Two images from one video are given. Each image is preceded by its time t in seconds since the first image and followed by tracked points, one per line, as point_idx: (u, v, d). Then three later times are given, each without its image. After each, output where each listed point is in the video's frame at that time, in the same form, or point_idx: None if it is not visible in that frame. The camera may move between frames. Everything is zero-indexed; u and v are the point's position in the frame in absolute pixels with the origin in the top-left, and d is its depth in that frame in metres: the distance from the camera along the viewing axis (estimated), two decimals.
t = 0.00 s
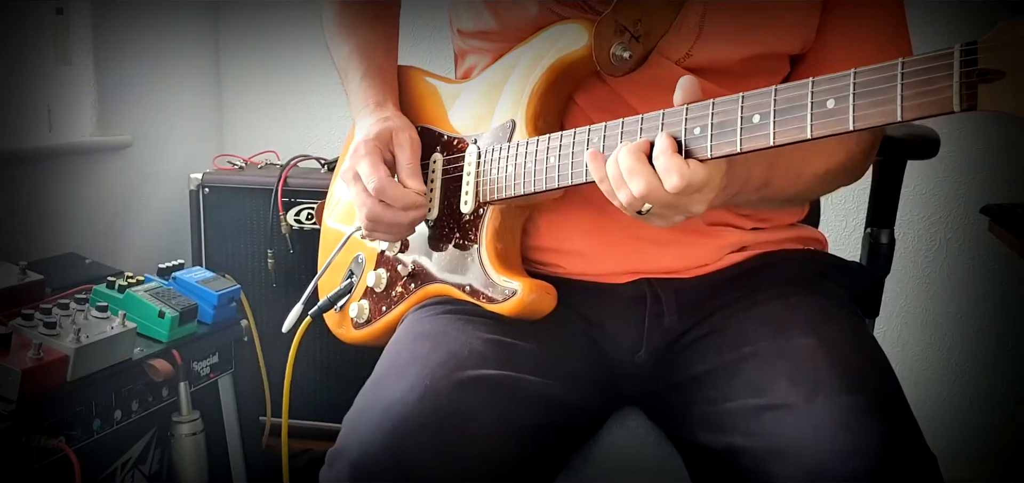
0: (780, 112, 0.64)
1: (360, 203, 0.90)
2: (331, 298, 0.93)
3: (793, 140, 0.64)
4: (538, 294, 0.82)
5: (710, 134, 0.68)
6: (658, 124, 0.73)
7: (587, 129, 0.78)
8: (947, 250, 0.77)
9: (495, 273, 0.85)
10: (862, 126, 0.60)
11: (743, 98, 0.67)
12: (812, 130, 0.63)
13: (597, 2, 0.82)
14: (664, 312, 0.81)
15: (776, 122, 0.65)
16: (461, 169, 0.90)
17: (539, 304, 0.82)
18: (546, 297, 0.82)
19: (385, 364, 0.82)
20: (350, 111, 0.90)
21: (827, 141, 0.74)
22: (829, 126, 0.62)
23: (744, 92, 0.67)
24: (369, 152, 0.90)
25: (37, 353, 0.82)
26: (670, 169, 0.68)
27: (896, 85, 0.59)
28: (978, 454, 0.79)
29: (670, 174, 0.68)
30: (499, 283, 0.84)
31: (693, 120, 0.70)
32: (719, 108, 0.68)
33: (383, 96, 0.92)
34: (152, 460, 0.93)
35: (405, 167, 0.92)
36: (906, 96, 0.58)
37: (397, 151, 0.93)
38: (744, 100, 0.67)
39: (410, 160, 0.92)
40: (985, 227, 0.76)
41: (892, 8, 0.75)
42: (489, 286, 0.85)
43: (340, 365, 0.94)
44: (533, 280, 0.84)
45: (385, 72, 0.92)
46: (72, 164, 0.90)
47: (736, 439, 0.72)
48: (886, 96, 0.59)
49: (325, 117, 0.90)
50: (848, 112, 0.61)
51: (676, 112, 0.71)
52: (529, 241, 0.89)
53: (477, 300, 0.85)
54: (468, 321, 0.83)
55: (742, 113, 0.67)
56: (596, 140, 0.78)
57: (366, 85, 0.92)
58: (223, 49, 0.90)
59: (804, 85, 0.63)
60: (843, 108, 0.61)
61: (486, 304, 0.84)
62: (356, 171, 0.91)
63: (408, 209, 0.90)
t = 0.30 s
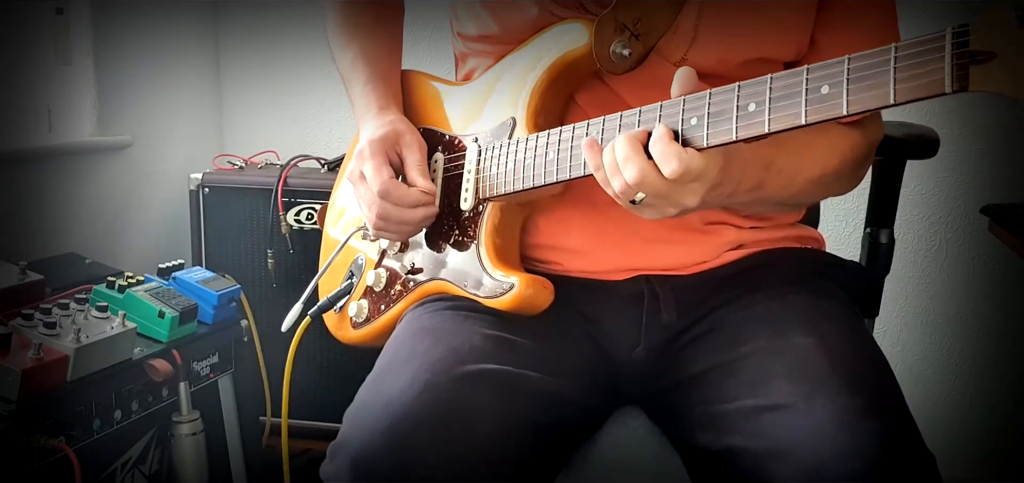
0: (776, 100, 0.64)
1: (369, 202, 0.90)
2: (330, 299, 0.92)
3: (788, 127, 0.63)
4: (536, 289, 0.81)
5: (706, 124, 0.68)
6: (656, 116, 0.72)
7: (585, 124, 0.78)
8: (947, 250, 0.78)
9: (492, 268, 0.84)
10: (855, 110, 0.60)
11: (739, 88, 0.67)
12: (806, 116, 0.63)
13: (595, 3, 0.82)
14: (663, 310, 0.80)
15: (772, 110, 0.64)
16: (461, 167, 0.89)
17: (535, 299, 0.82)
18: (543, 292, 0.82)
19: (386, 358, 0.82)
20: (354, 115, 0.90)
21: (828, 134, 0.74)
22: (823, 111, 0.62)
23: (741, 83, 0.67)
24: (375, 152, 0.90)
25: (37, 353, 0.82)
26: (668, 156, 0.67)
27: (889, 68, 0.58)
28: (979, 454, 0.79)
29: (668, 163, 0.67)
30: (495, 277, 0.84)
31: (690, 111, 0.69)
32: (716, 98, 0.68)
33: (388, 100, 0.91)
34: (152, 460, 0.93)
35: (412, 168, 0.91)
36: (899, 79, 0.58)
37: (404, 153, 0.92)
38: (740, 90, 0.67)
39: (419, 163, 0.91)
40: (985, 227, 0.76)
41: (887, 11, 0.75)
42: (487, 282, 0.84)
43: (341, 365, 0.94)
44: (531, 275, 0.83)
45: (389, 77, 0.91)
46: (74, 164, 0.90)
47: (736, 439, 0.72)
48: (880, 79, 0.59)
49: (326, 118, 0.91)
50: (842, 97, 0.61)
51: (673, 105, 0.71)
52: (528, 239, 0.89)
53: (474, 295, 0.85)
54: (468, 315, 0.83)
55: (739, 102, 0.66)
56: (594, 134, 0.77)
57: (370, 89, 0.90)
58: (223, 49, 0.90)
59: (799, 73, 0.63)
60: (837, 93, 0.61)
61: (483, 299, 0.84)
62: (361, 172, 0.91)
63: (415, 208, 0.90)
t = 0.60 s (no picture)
0: (780, 97, 0.64)
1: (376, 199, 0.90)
2: (330, 296, 0.92)
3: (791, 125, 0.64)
4: (536, 287, 0.81)
5: (711, 122, 0.68)
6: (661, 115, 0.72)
7: (589, 122, 0.78)
8: (948, 250, 0.77)
9: (493, 265, 0.84)
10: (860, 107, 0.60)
11: (744, 86, 0.66)
12: (810, 114, 0.63)
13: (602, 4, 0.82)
14: (662, 308, 0.80)
15: (777, 107, 0.64)
16: (466, 167, 0.89)
17: (536, 297, 0.81)
18: (544, 291, 0.82)
19: (387, 355, 0.82)
20: (360, 114, 0.90)
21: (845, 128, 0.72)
22: (829, 108, 0.62)
23: (746, 80, 0.67)
24: (384, 148, 0.91)
25: (37, 353, 0.82)
26: (705, 145, 0.65)
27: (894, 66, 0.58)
28: (979, 454, 0.79)
29: (704, 153, 0.65)
30: (492, 274, 0.84)
31: (695, 109, 0.69)
32: (720, 97, 0.68)
33: (395, 99, 0.92)
34: (152, 460, 0.94)
35: (418, 163, 0.91)
36: (903, 77, 0.58)
37: (411, 149, 0.92)
38: (745, 87, 0.67)
39: (424, 158, 0.92)
40: (985, 227, 0.76)
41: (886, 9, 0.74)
42: (485, 280, 0.84)
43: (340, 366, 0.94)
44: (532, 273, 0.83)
45: (394, 77, 0.92)
46: (74, 164, 0.90)
47: (736, 439, 0.73)
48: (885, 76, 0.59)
49: (326, 117, 0.91)
50: (847, 95, 0.61)
51: (678, 105, 0.72)
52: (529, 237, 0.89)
53: (475, 294, 0.84)
54: (467, 314, 0.83)
55: (743, 100, 0.66)
56: (599, 133, 0.77)
57: (377, 88, 0.91)
58: (223, 50, 0.90)
59: (804, 71, 0.63)
60: (841, 91, 0.61)
61: (483, 297, 0.84)
62: (371, 168, 0.90)
63: (424, 204, 0.89)
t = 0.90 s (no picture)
0: (803, 104, 0.65)
1: (381, 199, 0.89)
2: (327, 293, 0.92)
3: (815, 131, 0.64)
4: (543, 286, 0.80)
5: (730, 126, 0.69)
6: (677, 119, 0.73)
7: (603, 124, 0.79)
8: (948, 249, 0.77)
9: (500, 266, 0.83)
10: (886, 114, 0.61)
11: (765, 91, 0.67)
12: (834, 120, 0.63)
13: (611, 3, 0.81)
14: (663, 307, 0.80)
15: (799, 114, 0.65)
16: (471, 165, 0.88)
17: (543, 296, 0.80)
18: (551, 290, 0.81)
19: (388, 351, 0.83)
20: (360, 114, 0.89)
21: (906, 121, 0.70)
22: (852, 117, 0.62)
23: (767, 86, 0.68)
24: (387, 146, 0.89)
25: (37, 353, 0.81)
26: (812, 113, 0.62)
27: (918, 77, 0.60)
28: (980, 454, 0.79)
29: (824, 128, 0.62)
30: (503, 276, 0.82)
31: (713, 113, 0.70)
32: (740, 102, 0.69)
33: (394, 95, 0.89)
34: (152, 460, 0.94)
35: (424, 155, 0.89)
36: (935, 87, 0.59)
37: (417, 143, 0.90)
38: (766, 93, 0.67)
39: (431, 148, 0.89)
40: (985, 227, 0.76)
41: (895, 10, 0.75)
42: (493, 278, 0.82)
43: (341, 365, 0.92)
44: (538, 273, 0.82)
45: (393, 75, 0.89)
46: (75, 164, 0.90)
47: (736, 437, 0.73)
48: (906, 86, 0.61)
49: (326, 117, 0.91)
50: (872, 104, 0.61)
51: (696, 108, 0.72)
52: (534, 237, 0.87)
53: (480, 292, 0.82)
54: (468, 312, 0.82)
55: (764, 105, 0.67)
56: (612, 135, 0.78)
57: (374, 86, 0.89)
58: (223, 51, 0.90)
59: (827, 78, 0.64)
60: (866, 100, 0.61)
61: (488, 295, 0.82)
62: (374, 166, 0.89)
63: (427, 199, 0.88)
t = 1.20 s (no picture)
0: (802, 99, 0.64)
1: (391, 197, 0.89)
2: (331, 293, 0.92)
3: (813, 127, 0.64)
4: (544, 286, 0.82)
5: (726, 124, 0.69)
6: (674, 116, 0.73)
7: (601, 122, 0.79)
8: (949, 249, 0.78)
9: (500, 266, 0.84)
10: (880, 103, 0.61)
11: (760, 88, 0.67)
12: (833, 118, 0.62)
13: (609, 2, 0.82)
14: (665, 308, 0.80)
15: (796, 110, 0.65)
16: (470, 164, 0.88)
17: (544, 296, 0.82)
18: (551, 290, 0.82)
19: (391, 352, 0.83)
20: (359, 116, 0.89)
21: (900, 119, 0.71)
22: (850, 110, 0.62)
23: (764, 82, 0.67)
24: (399, 146, 0.89)
25: (37, 353, 0.82)
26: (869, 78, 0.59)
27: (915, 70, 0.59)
28: (981, 454, 0.79)
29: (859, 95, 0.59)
30: (503, 275, 0.83)
31: (710, 110, 0.70)
32: (737, 98, 0.68)
33: (394, 96, 0.90)
34: (152, 460, 0.94)
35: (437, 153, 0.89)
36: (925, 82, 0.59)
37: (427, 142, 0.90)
38: (762, 89, 0.67)
39: (442, 147, 0.89)
40: (985, 228, 0.76)
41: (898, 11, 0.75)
42: (493, 278, 0.84)
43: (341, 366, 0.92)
44: (538, 272, 0.83)
45: (393, 74, 0.90)
46: (73, 164, 0.90)
47: (739, 440, 0.71)
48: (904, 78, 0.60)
49: (327, 118, 0.91)
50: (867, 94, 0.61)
51: (692, 105, 0.72)
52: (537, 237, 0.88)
53: (481, 292, 0.84)
54: (471, 311, 0.83)
55: (760, 102, 0.67)
56: (610, 133, 0.78)
57: (374, 85, 0.89)
58: (223, 51, 0.90)
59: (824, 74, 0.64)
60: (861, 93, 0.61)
61: (492, 296, 0.83)
62: (385, 165, 0.89)
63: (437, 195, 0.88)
